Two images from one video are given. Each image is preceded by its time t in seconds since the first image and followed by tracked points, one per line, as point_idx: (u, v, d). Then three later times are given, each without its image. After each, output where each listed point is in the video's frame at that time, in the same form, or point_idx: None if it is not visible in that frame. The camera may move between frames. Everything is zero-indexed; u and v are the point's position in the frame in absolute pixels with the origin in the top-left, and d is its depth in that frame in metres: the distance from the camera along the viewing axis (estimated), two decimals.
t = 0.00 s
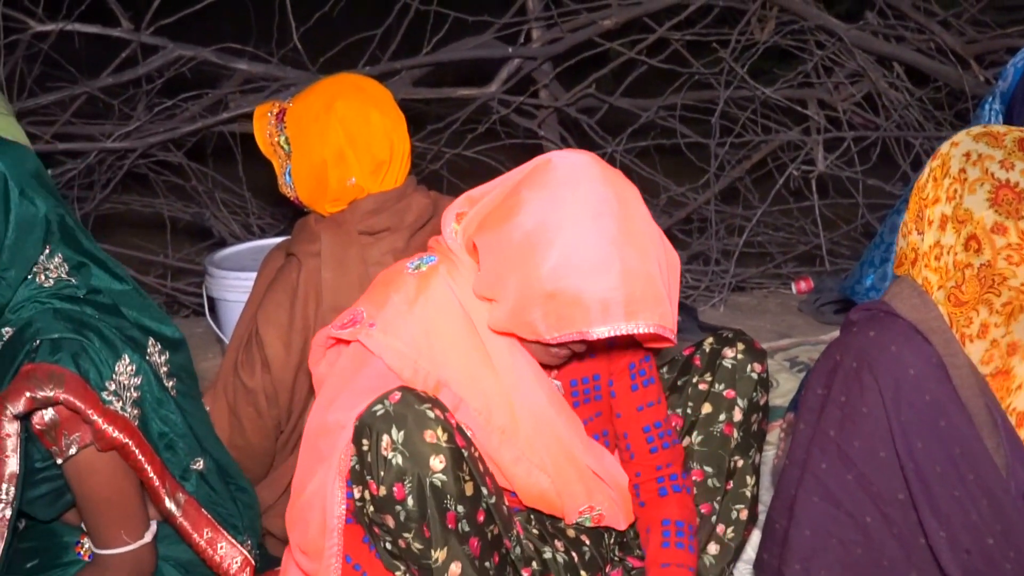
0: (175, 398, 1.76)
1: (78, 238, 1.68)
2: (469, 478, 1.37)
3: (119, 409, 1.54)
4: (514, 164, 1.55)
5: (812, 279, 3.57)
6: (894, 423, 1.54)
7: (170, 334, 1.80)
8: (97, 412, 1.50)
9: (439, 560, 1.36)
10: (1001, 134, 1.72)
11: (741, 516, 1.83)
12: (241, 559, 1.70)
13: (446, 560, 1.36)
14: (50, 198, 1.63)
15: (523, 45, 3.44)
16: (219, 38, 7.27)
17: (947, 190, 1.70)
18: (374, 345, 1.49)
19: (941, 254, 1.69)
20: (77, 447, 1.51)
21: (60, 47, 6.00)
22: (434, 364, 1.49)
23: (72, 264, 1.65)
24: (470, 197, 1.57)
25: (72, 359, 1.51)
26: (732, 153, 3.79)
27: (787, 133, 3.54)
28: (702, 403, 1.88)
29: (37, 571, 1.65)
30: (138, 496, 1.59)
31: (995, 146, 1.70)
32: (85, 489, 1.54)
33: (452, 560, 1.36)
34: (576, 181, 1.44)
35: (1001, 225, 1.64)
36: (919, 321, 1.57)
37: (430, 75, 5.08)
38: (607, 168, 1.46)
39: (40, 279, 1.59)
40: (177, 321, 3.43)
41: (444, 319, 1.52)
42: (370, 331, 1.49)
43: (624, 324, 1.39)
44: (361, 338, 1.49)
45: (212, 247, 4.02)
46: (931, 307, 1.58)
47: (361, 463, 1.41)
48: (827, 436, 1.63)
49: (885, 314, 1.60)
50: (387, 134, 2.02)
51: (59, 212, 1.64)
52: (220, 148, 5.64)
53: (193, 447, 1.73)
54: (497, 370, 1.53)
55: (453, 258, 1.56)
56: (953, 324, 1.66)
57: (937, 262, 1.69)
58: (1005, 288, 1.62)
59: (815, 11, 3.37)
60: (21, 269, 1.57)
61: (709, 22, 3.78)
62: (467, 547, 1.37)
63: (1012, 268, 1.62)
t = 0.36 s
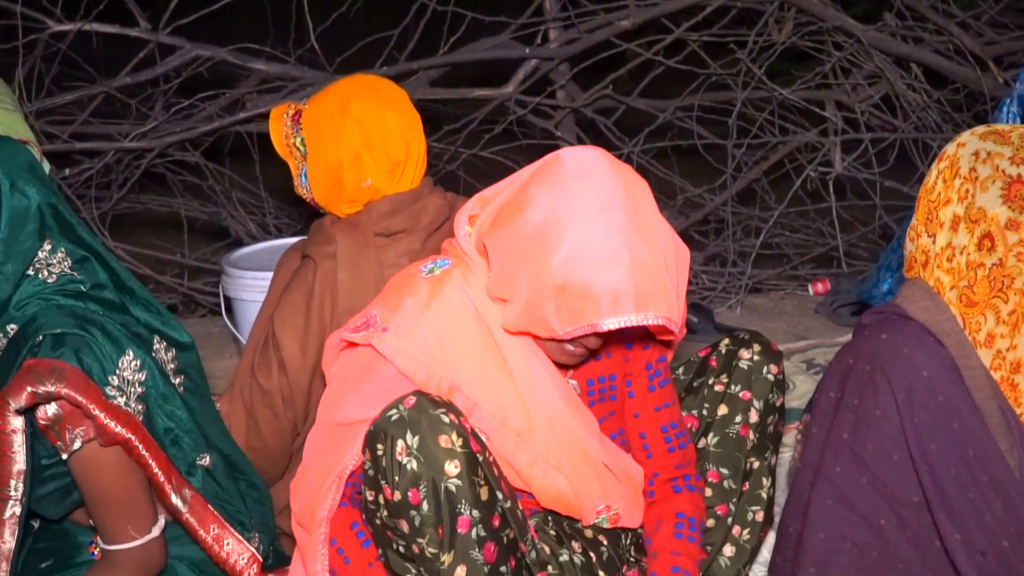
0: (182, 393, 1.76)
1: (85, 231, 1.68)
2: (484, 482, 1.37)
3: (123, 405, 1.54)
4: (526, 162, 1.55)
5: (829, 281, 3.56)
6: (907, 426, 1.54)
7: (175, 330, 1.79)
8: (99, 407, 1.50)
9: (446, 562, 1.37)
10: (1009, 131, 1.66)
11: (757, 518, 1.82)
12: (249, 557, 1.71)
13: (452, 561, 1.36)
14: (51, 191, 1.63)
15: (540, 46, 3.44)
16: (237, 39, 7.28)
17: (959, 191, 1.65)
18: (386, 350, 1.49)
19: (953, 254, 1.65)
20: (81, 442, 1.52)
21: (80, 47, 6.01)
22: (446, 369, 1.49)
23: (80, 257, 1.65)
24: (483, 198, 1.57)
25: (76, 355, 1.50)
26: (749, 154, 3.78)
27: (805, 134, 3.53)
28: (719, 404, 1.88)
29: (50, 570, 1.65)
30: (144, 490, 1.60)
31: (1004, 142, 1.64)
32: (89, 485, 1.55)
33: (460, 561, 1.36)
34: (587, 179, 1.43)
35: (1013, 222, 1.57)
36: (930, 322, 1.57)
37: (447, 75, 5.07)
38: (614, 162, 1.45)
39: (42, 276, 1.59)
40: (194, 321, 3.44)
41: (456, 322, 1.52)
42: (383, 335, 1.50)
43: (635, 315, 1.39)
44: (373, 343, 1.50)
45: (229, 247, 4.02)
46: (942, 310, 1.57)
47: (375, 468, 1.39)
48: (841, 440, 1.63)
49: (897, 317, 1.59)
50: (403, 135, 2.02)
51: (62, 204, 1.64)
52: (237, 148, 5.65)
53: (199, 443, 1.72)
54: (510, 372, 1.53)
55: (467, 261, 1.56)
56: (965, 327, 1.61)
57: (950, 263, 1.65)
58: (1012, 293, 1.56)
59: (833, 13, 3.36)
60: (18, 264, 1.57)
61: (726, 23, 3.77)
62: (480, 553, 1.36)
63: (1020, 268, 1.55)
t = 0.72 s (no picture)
0: (201, 392, 1.76)
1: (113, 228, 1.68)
2: (512, 476, 1.37)
3: (142, 404, 1.55)
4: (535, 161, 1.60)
5: (846, 282, 3.55)
6: (925, 426, 1.53)
7: (194, 330, 1.78)
8: (118, 407, 1.50)
9: (471, 551, 1.36)
10: None
11: (774, 520, 1.82)
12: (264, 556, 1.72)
13: (479, 552, 1.36)
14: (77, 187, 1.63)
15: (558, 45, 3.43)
16: (254, 38, 7.29)
17: (978, 191, 1.66)
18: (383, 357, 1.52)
19: (971, 254, 1.64)
20: (98, 440, 1.51)
21: (99, 45, 6.03)
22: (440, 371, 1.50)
23: (107, 251, 1.64)
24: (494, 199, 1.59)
25: (95, 354, 1.51)
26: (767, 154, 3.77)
27: (823, 134, 3.52)
28: (737, 406, 1.88)
29: (68, 567, 1.68)
30: (160, 490, 1.59)
31: None
32: (104, 482, 1.54)
33: (486, 553, 1.36)
34: (521, 149, 1.47)
35: None
36: (949, 324, 1.57)
37: (464, 75, 5.07)
38: (562, 138, 1.47)
39: (66, 272, 1.59)
40: (211, 319, 3.45)
41: (452, 324, 1.52)
42: (379, 341, 1.54)
43: (509, 267, 1.39)
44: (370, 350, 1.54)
45: (247, 245, 4.03)
46: (961, 310, 1.57)
47: (404, 457, 1.38)
48: (858, 440, 1.61)
49: (915, 317, 1.60)
50: (421, 135, 2.02)
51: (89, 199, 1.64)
52: (255, 146, 5.66)
53: (217, 443, 1.73)
54: (508, 369, 1.52)
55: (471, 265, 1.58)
56: (983, 326, 1.60)
57: (968, 263, 1.64)
58: None
59: (853, 13, 3.35)
60: (40, 260, 1.58)
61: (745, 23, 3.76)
62: (506, 546, 1.36)
63: None
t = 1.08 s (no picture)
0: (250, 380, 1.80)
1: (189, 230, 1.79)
2: (535, 473, 1.37)
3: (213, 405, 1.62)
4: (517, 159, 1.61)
5: (866, 282, 3.54)
6: (944, 428, 1.53)
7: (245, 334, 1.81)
8: (194, 405, 1.58)
9: (493, 548, 1.36)
10: None
11: (793, 519, 1.82)
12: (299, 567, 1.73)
13: (500, 548, 1.36)
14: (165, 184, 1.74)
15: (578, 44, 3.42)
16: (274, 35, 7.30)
17: (1004, 192, 1.63)
18: (382, 361, 1.57)
19: (995, 255, 1.61)
20: (165, 439, 1.58)
21: (119, 42, 6.04)
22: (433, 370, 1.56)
23: (176, 248, 1.75)
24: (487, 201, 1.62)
25: (174, 349, 1.60)
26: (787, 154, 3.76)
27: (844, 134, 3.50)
28: (754, 404, 1.87)
29: (85, 561, 1.73)
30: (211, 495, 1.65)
31: None
32: (158, 479, 1.61)
33: (507, 549, 1.36)
34: (477, 143, 1.48)
35: None
36: (973, 325, 1.56)
37: (484, 73, 5.07)
38: (518, 133, 1.48)
39: (140, 261, 1.70)
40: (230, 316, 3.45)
41: (443, 323, 1.56)
42: (378, 347, 1.58)
43: (453, 260, 1.40)
44: (369, 355, 1.58)
45: (266, 243, 4.03)
46: (984, 311, 1.56)
47: (428, 454, 1.40)
48: (877, 441, 1.61)
49: (937, 318, 1.59)
50: (437, 133, 2.01)
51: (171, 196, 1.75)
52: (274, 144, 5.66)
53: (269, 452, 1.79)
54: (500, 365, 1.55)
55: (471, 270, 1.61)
56: (1002, 327, 1.55)
57: (992, 265, 1.61)
58: None
59: (874, 12, 3.33)
60: (118, 246, 1.68)
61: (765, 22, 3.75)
62: (528, 544, 1.36)
63: None
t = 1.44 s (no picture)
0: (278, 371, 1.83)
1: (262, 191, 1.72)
2: (507, 501, 1.37)
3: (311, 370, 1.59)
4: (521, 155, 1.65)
5: (888, 282, 3.52)
6: (966, 430, 1.51)
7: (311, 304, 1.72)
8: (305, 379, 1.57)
9: None
10: None
11: (813, 521, 1.80)
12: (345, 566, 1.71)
13: None
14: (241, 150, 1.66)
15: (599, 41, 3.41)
16: (296, 31, 7.31)
17: None
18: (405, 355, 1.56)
19: (1020, 260, 1.62)
20: (277, 412, 1.55)
21: (140, 38, 6.04)
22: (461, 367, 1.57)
23: (250, 222, 1.66)
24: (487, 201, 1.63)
25: (269, 326, 1.55)
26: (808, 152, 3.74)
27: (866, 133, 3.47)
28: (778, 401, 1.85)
29: (106, 554, 1.67)
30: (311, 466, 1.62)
31: None
32: (265, 452, 1.56)
33: None
34: (506, 137, 1.52)
35: None
36: (993, 327, 1.56)
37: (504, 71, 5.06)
38: (545, 123, 1.53)
39: (222, 241, 1.62)
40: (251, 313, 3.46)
41: (471, 319, 1.58)
42: (400, 341, 1.57)
43: (511, 251, 1.45)
44: (391, 349, 1.57)
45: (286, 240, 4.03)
46: (1005, 314, 1.57)
47: (399, 482, 1.41)
48: (899, 445, 1.60)
49: (959, 319, 1.59)
50: (454, 130, 2.00)
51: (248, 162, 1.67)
52: (295, 141, 5.66)
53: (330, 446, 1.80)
54: (524, 361, 1.59)
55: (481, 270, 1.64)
56: None
57: (1016, 269, 1.62)
58: None
59: (897, 10, 3.31)
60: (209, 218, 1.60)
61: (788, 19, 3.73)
62: (504, 569, 1.37)
63: None
